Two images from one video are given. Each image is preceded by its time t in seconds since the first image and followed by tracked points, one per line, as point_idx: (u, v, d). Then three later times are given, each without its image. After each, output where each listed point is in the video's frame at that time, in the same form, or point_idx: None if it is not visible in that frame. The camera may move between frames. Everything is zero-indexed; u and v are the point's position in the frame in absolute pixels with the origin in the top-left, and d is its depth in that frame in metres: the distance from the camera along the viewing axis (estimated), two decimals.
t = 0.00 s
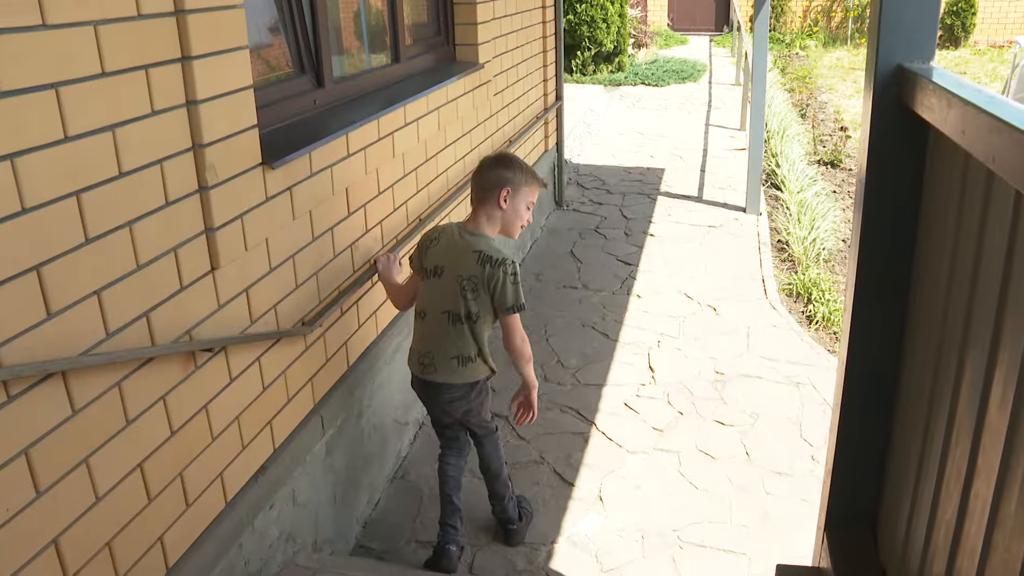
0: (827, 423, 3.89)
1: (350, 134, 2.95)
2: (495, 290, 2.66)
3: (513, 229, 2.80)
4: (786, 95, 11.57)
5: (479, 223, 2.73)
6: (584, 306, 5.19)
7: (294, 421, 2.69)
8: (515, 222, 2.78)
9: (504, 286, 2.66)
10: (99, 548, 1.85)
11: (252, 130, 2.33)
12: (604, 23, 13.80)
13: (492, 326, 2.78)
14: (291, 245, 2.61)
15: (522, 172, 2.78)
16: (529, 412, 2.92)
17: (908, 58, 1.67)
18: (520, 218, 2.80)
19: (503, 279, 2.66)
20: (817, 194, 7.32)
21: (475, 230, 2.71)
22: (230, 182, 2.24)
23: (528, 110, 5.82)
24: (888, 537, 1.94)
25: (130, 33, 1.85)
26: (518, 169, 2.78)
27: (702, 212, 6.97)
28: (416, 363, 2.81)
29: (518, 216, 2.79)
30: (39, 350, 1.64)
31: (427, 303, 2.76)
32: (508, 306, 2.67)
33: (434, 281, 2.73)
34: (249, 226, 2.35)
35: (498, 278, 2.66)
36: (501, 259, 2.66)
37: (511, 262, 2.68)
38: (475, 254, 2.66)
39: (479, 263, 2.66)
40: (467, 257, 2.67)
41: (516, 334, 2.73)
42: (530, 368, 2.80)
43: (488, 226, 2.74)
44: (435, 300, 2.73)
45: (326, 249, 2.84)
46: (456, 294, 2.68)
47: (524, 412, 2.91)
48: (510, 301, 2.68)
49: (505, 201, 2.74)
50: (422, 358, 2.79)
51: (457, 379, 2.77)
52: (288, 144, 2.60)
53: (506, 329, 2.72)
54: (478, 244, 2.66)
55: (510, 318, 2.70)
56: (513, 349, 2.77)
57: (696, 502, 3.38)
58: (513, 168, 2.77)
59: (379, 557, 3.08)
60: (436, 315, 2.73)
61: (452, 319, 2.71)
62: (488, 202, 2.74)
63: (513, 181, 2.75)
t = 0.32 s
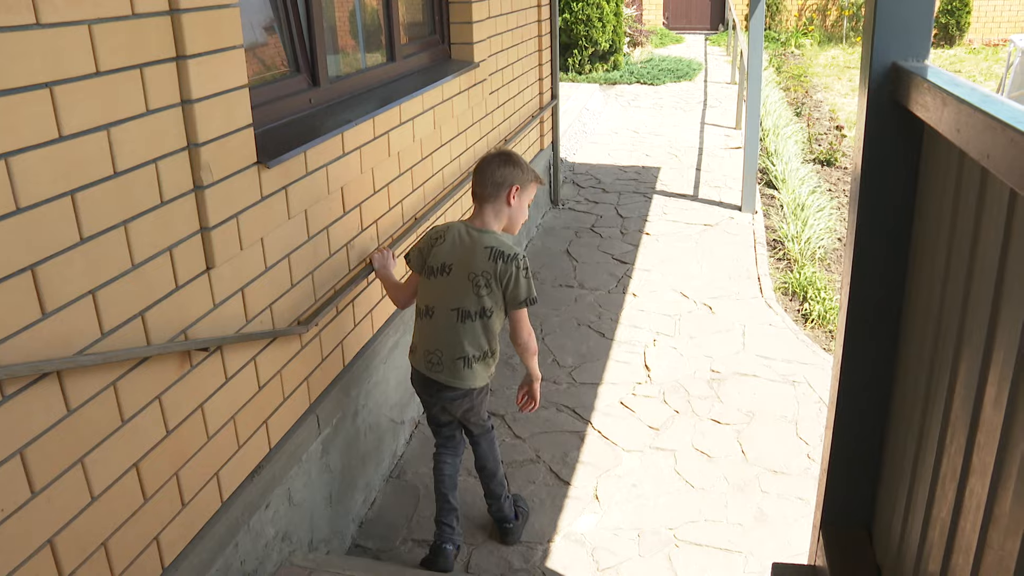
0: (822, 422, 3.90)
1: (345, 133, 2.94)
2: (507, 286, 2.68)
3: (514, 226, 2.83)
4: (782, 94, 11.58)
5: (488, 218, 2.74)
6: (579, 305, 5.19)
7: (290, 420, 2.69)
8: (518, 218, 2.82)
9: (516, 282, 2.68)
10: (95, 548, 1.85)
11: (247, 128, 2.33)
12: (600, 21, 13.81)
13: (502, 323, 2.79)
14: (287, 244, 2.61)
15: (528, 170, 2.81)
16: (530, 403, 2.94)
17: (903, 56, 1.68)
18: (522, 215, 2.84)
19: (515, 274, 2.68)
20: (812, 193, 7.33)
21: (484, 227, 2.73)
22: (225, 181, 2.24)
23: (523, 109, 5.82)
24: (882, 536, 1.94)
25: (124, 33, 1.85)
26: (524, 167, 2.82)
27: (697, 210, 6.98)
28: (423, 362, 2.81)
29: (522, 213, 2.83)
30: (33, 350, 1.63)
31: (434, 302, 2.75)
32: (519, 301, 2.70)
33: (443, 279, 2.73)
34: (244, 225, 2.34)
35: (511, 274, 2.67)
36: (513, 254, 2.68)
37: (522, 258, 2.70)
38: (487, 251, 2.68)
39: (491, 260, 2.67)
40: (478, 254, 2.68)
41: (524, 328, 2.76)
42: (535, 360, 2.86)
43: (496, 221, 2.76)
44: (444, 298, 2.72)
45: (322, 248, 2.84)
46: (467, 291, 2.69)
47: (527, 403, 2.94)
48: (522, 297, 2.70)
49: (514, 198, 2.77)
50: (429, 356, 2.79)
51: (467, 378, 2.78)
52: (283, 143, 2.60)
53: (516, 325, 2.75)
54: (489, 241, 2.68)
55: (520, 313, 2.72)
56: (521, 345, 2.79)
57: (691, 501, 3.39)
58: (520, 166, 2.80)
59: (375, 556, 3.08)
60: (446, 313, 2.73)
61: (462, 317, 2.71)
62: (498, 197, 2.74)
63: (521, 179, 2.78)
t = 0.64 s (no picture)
0: (819, 421, 3.91)
1: (342, 133, 2.94)
2: (522, 272, 2.72)
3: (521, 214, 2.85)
4: (778, 93, 11.60)
5: (492, 209, 2.77)
6: (576, 304, 5.19)
7: (287, 419, 2.69)
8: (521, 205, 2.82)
9: (531, 268, 2.73)
10: (91, 548, 1.84)
11: (244, 128, 2.33)
12: (596, 21, 13.80)
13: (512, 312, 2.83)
14: (284, 244, 2.61)
15: (527, 157, 2.81)
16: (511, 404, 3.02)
17: (898, 55, 1.68)
18: (527, 203, 2.84)
19: (529, 260, 2.73)
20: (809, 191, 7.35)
21: (493, 218, 2.76)
22: (221, 181, 2.23)
23: (520, 108, 5.82)
24: (879, 534, 1.95)
25: (120, 32, 1.85)
26: (523, 155, 2.82)
27: (694, 210, 6.98)
28: (439, 355, 2.80)
29: (525, 201, 2.83)
30: (29, 350, 1.63)
31: (449, 293, 2.76)
32: (533, 287, 2.74)
33: (457, 270, 2.75)
34: (240, 224, 2.34)
35: (526, 260, 2.72)
36: (525, 242, 2.73)
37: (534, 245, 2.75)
38: (501, 239, 2.71)
39: (505, 247, 2.71)
40: (492, 243, 2.71)
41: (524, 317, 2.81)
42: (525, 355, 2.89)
43: (500, 212, 2.78)
44: (460, 289, 2.74)
45: (318, 247, 2.84)
46: (483, 280, 2.72)
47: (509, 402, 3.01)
48: (536, 283, 2.75)
49: (515, 188, 2.77)
50: (446, 348, 2.79)
51: (486, 370, 2.79)
52: (280, 142, 2.59)
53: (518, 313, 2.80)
54: (503, 230, 2.72)
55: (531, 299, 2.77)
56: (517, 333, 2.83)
57: (688, 500, 3.39)
58: (519, 156, 2.80)
59: (373, 555, 3.08)
60: (462, 303, 2.74)
61: (478, 306, 2.74)
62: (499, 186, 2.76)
63: (520, 167, 2.78)
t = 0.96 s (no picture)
0: (815, 420, 3.91)
1: (337, 133, 2.94)
2: (535, 265, 2.75)
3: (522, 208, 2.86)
4: (774, 93, 11.61)
5: (498, 206, 2.77)
6: (573, 305, 5.19)
7: (283, 420, 2.69)
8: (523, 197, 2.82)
9: (543, 260, 2.75)
10: (87, 549, 1.84)
11: (240, 128, 2.32)
12: (592, 21, 13.81)
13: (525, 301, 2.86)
14: (279, 245, 2.60)
15: (528, 150, 2.80)
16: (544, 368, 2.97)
17: (894, 55, 1.68)
18: (528, 196, 2.85)
19: (542, 253, 2.75)
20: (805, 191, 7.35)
21: (502, 213, 2.77)
22: (217, 181, 2.23)
23: (515, 108, 5.82)
24: (875, 534, 1.95)
25: (115, 32, 1.84)
26: (523, 148, 2.81)
27: (690, 209, 6.99)
28: (460, 354, 2.81)
29: (528, 195, 2.83)
30: (24, 351, 1.63)
31: (465, 292, 2.77)
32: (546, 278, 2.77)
33: (471, 269, 2.74)
34: (236, 224, 2.34)
35: (538, 253, 2.75)
36: (536, 235, 2.75)
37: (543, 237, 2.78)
38: (512, 235, 2.72)
39: (517, 242, 2.72)
40: (505, 239, 2.72)
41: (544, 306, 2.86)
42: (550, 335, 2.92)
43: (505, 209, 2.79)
44: (476, 287, 2.75)
45: (315, 248, 2.84)
46: (498, 276, 2.74)
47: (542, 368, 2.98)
48: (549, 273, 2.78)
49: (518, 184, 2.77)
50: (466, 346, 2.80)
51: (505, 363, 2.82)
52: (276, 142, 2.59)
53: (537, 305, 2.85)
54: (513, 225, 2.73)
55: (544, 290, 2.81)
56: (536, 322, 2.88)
57: (685, 499, 3.40)
58: (519, 151, 2.79)
59: (370, 556, 3.07)
60: (480, 301, 2.75)
61: (495, 302, 2.76)
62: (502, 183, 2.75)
63: (522, 163, 2.77)
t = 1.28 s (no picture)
0: (811, 420, 3.91)
1: (333, 133, 2.94)
2: (523, 254, 2.74)
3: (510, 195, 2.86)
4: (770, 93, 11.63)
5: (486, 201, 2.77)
6: (569, 305, 5.19)
7: (279, 421, 2.69)
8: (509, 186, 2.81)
9: (531, 249, 2.74)
10: (83, 551, 1.84)
11: (235, 128, 2.32)
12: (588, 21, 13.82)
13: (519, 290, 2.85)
14: (275, 245, 2.60)
15: (511, 140, 2.80)
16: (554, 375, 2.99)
17: (889, 55, 1.69)
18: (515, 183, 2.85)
19: (530, 241, 2.74)
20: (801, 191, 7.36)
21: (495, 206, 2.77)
22: (213, 181, 2.23)
23: (511, 108, 5.82)
24: (871, 533, 1.95)
25: (111, 33, 1.84)
26: (506, 138, 2.80)
27: (687, 209, 7.00)
28: (453, 344, 2.81)
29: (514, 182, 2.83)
30: (20, 352, 1.62)
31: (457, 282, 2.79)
32: (535, 267, 2.75)
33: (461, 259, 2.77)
34: (232, 225, 2.33)
35: (526, 243, 2.74)
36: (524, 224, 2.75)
37: (533, 227, 2.77)
38: (500, 225, 2.73)
39: (505, 232, 2.73)
40: (493, 229, 2.73)
41: (537, 299, 2.81)
42: (553, 334, 2.88)
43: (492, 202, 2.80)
44: (467, 276, 2.77)
45: (310, 248, 2.83)
46: (487, 265, 2.75)
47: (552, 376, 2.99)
48: (538, 263, 2.76)
49: (504, 176, 2.77)
50: (459, 336, 2.80)
51: (497, 352, 2.82)
52: (272, 143, 2.59)
53: (531, 296, 2.80)
54: (501, 215, 2.74)
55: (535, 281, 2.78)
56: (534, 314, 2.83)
57: (681, 498, 3.40)
58: (501, 142, 2.77)
59: (367, 556, 3.07)
60: (470, 290, 2.77)
61: (485, 291, 2.77)
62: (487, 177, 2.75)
63: (506, 155, 2.76)
